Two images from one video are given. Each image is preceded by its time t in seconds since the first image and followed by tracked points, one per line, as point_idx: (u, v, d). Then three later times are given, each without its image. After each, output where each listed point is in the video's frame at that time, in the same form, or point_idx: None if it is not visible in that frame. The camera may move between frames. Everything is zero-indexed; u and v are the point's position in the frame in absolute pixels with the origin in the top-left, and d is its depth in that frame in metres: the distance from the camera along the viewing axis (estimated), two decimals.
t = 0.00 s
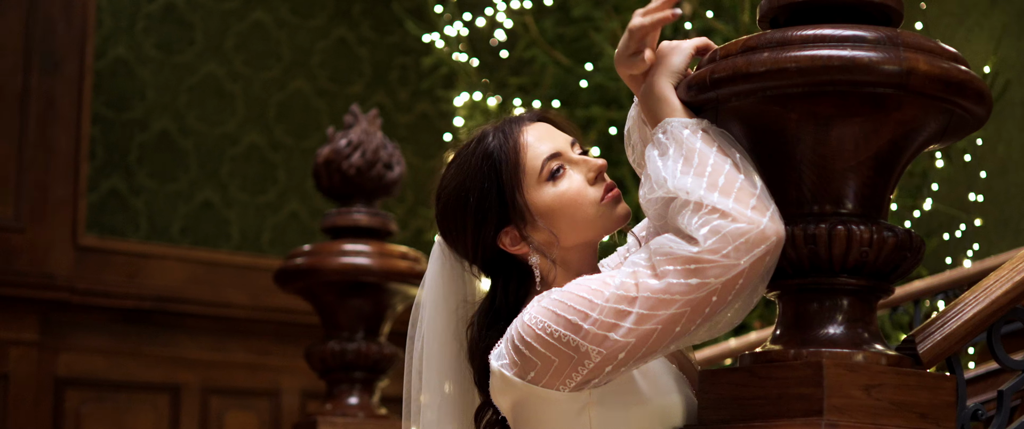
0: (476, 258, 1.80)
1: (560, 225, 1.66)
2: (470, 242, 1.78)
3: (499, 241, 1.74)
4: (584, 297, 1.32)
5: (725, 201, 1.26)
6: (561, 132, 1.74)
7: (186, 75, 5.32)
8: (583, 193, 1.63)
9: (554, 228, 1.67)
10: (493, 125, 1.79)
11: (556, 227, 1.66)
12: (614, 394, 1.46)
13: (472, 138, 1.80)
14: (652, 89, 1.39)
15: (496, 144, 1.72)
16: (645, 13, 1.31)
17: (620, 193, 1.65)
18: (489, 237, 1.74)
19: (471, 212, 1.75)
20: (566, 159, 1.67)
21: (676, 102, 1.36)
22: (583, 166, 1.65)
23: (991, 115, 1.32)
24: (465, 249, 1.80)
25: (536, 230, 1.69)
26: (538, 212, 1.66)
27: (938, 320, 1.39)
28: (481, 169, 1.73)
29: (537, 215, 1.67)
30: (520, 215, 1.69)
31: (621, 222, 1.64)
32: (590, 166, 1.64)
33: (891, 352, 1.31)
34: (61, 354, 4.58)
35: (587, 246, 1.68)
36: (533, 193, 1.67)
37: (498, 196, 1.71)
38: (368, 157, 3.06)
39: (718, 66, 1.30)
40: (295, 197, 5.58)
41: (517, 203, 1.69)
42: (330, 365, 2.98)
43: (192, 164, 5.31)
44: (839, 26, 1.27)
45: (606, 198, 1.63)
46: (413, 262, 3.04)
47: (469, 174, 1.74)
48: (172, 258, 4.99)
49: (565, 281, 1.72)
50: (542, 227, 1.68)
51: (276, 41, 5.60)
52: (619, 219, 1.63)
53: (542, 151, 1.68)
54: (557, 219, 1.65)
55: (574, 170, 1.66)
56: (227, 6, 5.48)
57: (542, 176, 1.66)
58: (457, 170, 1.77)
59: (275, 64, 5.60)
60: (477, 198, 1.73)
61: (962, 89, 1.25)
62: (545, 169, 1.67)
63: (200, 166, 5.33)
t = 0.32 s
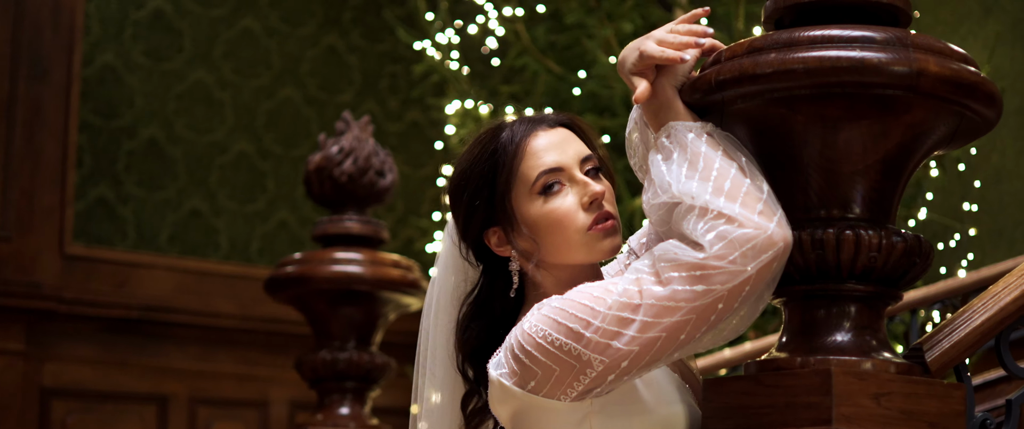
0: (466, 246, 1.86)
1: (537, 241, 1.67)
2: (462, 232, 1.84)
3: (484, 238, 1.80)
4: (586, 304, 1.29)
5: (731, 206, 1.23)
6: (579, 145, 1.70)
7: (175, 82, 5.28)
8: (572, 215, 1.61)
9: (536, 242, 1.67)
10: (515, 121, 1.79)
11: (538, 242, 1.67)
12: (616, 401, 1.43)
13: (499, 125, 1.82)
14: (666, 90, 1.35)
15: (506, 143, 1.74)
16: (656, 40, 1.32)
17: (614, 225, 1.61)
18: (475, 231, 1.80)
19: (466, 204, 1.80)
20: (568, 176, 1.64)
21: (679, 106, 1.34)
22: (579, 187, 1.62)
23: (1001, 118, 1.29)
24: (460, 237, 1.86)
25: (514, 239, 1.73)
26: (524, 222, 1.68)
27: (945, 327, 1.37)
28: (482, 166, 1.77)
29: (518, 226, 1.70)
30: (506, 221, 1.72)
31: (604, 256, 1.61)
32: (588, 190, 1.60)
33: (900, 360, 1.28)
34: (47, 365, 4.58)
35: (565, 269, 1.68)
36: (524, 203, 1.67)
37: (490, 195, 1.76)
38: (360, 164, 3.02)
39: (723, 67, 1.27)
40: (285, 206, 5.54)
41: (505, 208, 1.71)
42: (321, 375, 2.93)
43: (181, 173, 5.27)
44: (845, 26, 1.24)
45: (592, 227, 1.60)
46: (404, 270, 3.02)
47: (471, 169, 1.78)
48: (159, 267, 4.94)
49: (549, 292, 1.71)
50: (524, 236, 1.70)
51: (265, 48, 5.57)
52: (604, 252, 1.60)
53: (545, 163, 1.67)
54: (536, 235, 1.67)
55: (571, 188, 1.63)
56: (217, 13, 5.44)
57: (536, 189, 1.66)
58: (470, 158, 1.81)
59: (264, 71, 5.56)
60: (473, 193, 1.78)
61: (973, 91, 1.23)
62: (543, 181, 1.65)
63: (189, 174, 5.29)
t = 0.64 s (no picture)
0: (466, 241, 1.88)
1: (520, 256, 1.66)
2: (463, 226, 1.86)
3: (479, 237, 1.81)
4: (586, 313, 1.26)
5: (735, 216, 1.20)
6: (586, 164, 1.65)
7: (161, 90, 5.25)
8: (557, 236, 1.58)
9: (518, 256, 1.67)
10: (533, 126, 1.76)
11: (520, 256, 1.66)
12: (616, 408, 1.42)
13: (523, 127, 1.79)
14: (646, 101, 1.35)
15: (516, 149, 1.72)
16: (634, 56, 1.33)
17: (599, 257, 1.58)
18: (472, 227, 1.82)
19: (470, 201, 1.81)
20: (563, 196, 1.61)
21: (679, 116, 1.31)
22: (568, 211, 1.59)
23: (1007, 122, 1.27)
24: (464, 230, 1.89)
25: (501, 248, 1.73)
26: (511, 234, 1.67)
27: (950, 335, 1.34)
28: (488, 168, 1.77)
29: (506, 236, 1.70)
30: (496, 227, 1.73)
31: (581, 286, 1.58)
32: (578, 214, 1.57)
33: (905, 369, 1.26)
34: (32, 374, 4.65)
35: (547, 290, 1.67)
36: (515, 216, 1.66)
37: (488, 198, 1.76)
38: (350, 171, 2.99)
39: (726, 71, 1.24)
40: (271, 215, 5.50)
41: (498, 216, 1.71)
42: (310, 385, 2.89)
43: (167, 181, 5.24)
44: (849, 28, 1.22)
45: (573, 255, 1.58)
46: (395, 279, 2.99)
47: (478, 169, 1.79)
48: (146, 276, 4.99)
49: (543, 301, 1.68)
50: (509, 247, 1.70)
51: (252, 56, 5.53)
52: (582, 283, 1.57)
53: (543, 177, 1.64)
54: (519, 250, 1.65)
55: (562, 208, 1.60)
56: (204, 20, 5.40)
57: (527, 204, 1.64)
58: (486, 156, 1.79)
59: (251, 79, 5.53)
60: (475, 192, 1.79)
61: (979, 94, 1.21)
62: (536, 196, 1.63)
63: (174, 183, 5.25)
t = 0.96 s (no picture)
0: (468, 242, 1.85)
1: (518, 268, 1.64)
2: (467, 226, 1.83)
3: (481, 239, 1.78)
4: (587, 319, 1.23)
5: (739, 223, 1.18)
6: (594, 179, 1.61)
7: (147, 99, 5.23)
8: (557, 253, 1.56)
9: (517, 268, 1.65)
10: (543, 131, 1.71)
11: (519, 267, 1.64)
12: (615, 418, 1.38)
13: (535, 131, 1.73)
14: (647, 112, 1.33)
15: (524, 157, 1.66)
16: (568, 83, 1.36)
17: (598, 277, 1.55)
18: (474, 230, 1.78)
19: (474, 202, 1.77)
20: (565, 211, 1.58)
21: (679, 120, 1.30)
22: (570, 228, 1.56)
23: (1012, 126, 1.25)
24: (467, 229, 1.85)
25: (501, 256, 1.71)
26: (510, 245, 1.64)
27: (953, 343, 1.32)
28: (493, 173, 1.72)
29: (506, 246, 1.67)
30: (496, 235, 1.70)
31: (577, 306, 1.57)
32: (578, 233, 1.54)
33: (910, 377, 1.23)
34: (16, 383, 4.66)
35: (539, 301, 1.66)
36: (515, 227, 1.62)
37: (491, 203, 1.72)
38: (339, 179, 2.97)
39: (726, 73, 1.22)
40: (259, 224, 5.46)
41: (499, 224, 1.68)
42: (299, 395, 2.86)
43: (153, 190, 5.21)
44: (855, 29, 1.20)
45: (572, 274, 1.56)
46: (385, 288, 2.95)
47: (484, 171, 1.74)
48: (132, 286, 4.99)
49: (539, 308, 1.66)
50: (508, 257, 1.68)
51: (239, 64, 5.49)
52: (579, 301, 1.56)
53: (547, 190, 1.60)
54: (518, 262, 1.63)
55: (563, 223, 1.57)
56: (190, 29, 5.38)
57: (528, 216, 1.60)
58: (494, 159, 1.74)
59: (238, 88, 5.49)
60: (480, 196, 1.75)
61: (986, 98, 1.19)
62: (537, 209, 1.59)
63: (161, 192, 5.23)
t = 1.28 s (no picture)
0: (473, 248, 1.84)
1: (518, 273, 1.62)
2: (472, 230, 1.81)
3: (483, 240, 1.78)
4: (586, 318, 1.20)
5: (738, 218, 1.15)
6: (600, 186, 1.58)
7: (133, 106, 5.20)
8: (558, 260, 1.54)
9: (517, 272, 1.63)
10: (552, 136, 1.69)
11: (519, 272, 1.62)
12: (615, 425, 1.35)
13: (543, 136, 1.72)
14: (644, 109, 1.31)
15: (529, 161, 1.65)
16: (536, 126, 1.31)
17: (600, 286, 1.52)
18: (479, 233, 1.77)
19: (480, 206, 1.76)
20: (568, 218, 1.55)
21: (677, 117, 1.28)
22: (572, 234, 1.53)
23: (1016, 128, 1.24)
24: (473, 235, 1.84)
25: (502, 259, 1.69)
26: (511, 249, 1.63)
27: (955, 349, 1.30)
28: (500, 178, 1.72)
29: (506, 250, 1.65)
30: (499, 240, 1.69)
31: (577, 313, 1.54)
32: (581, 240, 1.51)
33: (914, 381, 1.21)
34: None
35: (538, 306, 1.63)
36: (517, 232, 1.61)
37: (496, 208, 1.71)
38: (327, 185, 2.93)
39: (726, 71, 1.20)
40: (245, 233, 5.41)
41: (501, 229, 1.67)
42: (286, 403, 2.81)
43: (139, 198, 5.17)
44: (856, 26, 1.18)
45: (572, 281, 1.53)
46: (374, 295, 2.92)
47: (490, 176, 1.74)
48: (117, 296, 4.93)
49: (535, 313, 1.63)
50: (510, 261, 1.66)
51: (226, 71, 5.46)
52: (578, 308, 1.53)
53: (551, 196, 1.58)
54: (518, 267, 1.61)
55: (565, 229, 1.55)
56: (177, 36, 5.34)
57: (532, 221, 1.59)
58: (501, 162, 1.73)
59: (225, 95, 5.45)
60: (486, 200, 1.74)
61: (990, 98, 1.17)
62: (541, 215, 1.57)
63: (147, 199, 5.18)
